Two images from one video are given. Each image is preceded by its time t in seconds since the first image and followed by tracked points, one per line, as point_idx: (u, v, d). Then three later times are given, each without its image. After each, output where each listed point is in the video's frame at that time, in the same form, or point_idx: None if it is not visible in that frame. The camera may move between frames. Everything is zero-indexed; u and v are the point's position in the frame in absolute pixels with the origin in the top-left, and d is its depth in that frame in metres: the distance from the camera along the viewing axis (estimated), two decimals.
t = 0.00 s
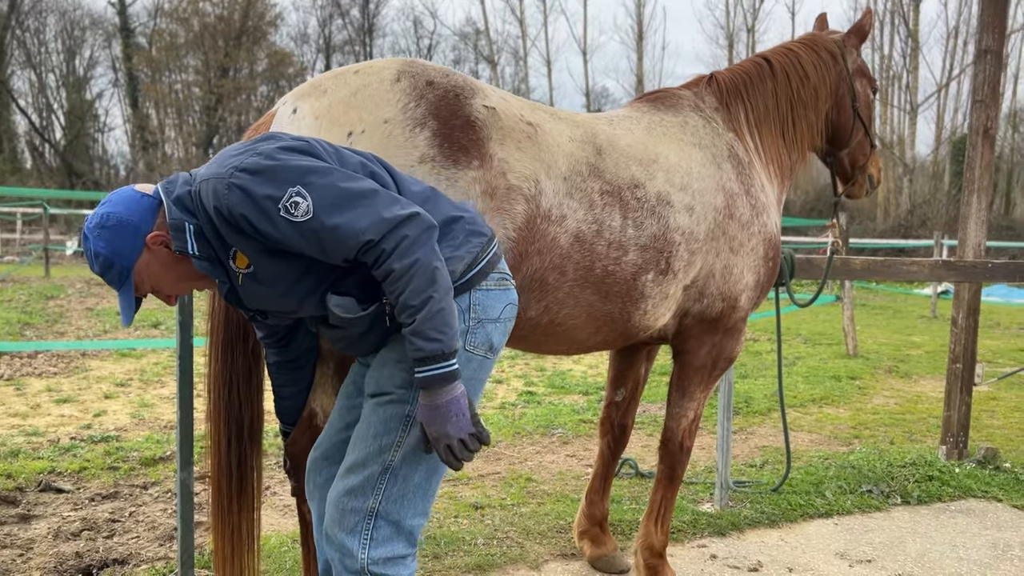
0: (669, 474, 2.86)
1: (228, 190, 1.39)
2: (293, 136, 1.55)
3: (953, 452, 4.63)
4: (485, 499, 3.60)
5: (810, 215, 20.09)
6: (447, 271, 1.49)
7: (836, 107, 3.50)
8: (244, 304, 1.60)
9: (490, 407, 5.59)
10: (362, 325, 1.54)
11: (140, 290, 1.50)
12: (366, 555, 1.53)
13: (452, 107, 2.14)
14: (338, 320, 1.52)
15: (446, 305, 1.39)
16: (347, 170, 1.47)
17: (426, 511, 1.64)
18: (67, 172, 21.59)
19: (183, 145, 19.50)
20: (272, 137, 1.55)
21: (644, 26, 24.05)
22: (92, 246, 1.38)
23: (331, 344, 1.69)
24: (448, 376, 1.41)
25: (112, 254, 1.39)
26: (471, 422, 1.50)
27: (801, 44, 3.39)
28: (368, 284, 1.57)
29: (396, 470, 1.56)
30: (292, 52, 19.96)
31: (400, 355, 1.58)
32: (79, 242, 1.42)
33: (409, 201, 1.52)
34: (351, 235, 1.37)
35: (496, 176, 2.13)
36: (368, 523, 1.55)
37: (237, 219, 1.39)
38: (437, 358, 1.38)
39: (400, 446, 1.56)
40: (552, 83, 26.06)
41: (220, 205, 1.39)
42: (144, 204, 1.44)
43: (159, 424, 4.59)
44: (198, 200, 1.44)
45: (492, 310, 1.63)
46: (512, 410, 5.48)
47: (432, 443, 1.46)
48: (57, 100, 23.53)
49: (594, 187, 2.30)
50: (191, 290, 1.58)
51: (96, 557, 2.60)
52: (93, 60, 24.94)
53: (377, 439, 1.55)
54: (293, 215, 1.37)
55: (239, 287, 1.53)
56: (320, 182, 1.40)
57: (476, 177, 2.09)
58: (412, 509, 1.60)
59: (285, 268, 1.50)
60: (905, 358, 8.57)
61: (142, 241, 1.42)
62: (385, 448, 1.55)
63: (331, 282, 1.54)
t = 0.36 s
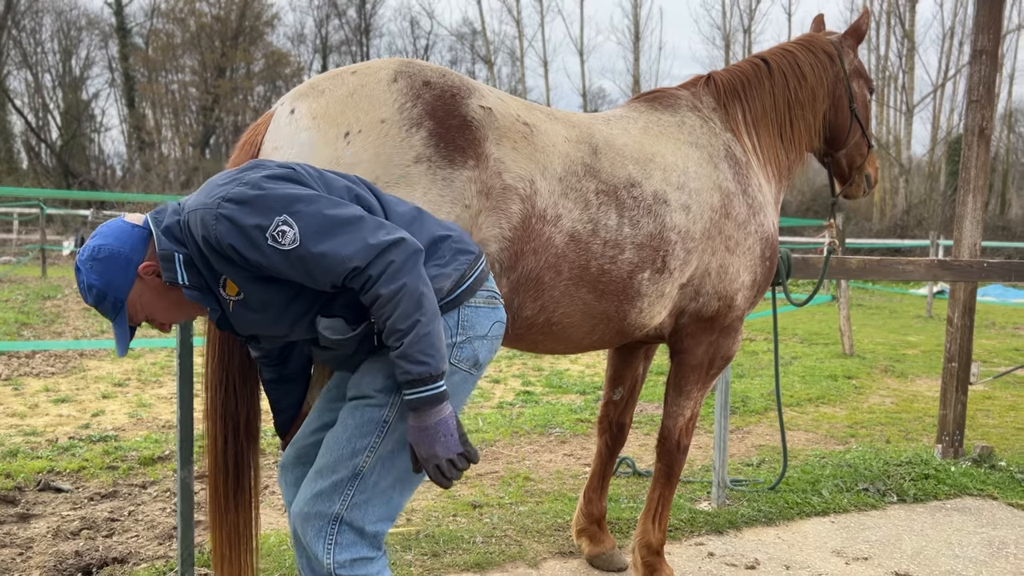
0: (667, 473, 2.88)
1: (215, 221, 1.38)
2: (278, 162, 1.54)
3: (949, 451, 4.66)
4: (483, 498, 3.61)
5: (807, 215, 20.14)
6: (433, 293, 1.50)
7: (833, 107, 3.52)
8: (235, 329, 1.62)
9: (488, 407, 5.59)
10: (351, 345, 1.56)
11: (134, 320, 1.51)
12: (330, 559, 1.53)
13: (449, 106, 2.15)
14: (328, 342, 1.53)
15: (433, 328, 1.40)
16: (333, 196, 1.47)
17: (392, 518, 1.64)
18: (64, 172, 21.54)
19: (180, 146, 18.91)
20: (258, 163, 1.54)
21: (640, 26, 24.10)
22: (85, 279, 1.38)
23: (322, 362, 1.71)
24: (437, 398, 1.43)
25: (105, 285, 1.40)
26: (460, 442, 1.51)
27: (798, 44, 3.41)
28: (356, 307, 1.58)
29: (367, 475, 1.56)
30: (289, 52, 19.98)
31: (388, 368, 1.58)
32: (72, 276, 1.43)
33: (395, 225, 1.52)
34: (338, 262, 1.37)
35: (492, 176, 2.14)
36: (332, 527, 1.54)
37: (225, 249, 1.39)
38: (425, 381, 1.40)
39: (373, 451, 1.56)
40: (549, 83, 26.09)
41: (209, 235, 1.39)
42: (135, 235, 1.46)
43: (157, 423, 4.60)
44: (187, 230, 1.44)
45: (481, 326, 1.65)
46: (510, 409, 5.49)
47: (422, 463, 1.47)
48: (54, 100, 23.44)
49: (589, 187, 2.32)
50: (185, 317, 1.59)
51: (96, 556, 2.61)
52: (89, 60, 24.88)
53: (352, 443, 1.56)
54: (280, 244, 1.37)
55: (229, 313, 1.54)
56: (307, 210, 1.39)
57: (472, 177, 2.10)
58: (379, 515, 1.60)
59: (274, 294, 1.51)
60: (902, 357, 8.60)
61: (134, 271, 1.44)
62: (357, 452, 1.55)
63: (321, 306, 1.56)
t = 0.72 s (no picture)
0: (666, 473, 2.88)
1: (204, 221, 1.38)
2: (263, 159, 1.54)
3: (948, 451, 4.66)
4: (483, 498, 3.61)
5: (806, 215, 20.16)
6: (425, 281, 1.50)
7: (833, 108, 3.52)
8: (230, 328, 1.61)
9: (487, 407, 5.60)
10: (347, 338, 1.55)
11: (127, 322, 1.51)
12: (340, 551, 1.53)
13: (446, 106, 2.15)
14: (323, 337, 1.53)
15: (427, 316, 1.40)
16: (320, 190, 1.47)
17: (400, 508, 1.64)
18: (62, 172, 21.52)
19: (179, 147, 18.86)
20: (243, 161, 1.54)
21: (639, 26, 24.12)
22: (76, 282, 1.38)
23: (319, 356, 1.70)
24: (435, 384, 1.42)
25: (97, 288, 1.39)
26: (460, 427, 1.50)
27: (797, 45, 3.41)
28: (349, 299, 1.57)
29: (373, 466, 1.57)
30: (288, 53, 19.98)
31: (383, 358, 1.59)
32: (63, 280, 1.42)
33: (383, 216, 1.52)
34: (328, 256, 1.38)
35: (489, 176, 2.14)
36: (341, 519, 1.55)
37: (215, 248, 1.39)
38: (422, 368, 1.40)
39: (378, 443, 1.56)
40: (547, 83, 26.10)
41: (198, 235, 1.38)
42: (124, 237, 1.46)
43: (157, 424, 4.59)
44: (176, 231, 1.44)
45: (474, 313, 1.65)
46: (509, 409, 5.49)
47: (424, 450, 1.46)
48: (53, 100, 23.42)
49: (587, 187, 2.32)
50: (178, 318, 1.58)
51: (96, 556, 2.61)
52: (88, 60, 24.85)
53: (356, 436, 1.56)
54: (270, 240, 1.37)
55: (223, 312, 1.54)
56: (294, 206, 1.39)
57: (469, 177, 2.10)
58: (387, 505, 1.61)
59: (267, 290, 1.50)
60: (901, 357, 8.61)
61: (125, 273, 1.44)
62: (362, 445, 1.56)
63: (315, 300, 1.55)
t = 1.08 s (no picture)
0: (664, 474, 2.88)
1: (195, 232, 1.38)
2: (253, 171, 1.55)
3: (947, 451, 4.67)
4: (482, 499, 3.61)
5: (806, 216, 20.16)
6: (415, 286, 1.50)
7: (832, 110, 3.52)
8: (226, 339, 1.61)
9: (486, 408, 5.60)
10: (341, 345, 1.55)
11: (126, 335, 1.52)
12: (331, 552, 1.53)
13: (444, 108, 2.15)
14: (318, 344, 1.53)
15: (417, 318, 1.39)
16: (309, 198, 1.47)
17: (392, 509, 1.64)
18: (62, 173, 21.52)
19: (178, 147, 18.86)
20: (234, 174, 1.54)
21: (639, 26, 24.12)
22: (75, 297, 1.38)
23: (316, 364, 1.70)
24: (426, 387, 1.42)
25: (95, 303, 1.40)
26: (452, 428, 1.50)
27: (796, 47, 3.42)
28: (343, 306, 1.57)
29: (364, 467, 1.57)
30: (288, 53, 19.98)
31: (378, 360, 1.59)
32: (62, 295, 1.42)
33: (372, 222, 1.52)
34: (317, 262, 1.38)
35: (487, 177, 2.14)
36: (332, 520, 1.55)
37: (207, 259, 1.39)
38: (412, 371, 1.39)
39: (369, 444, 1.57)
40: (547, 83, 26.10)
41: (190, 248, 1.39)
42: (122, 251, 1.46)
43: (156, 424, 4.60)
44: (169, 245, 1.44)
45: (468, 316, 1.65)
46: (508, 409, 5.50)
47: (417, 453, 1.46)
48: (53, 100, 23.41)
49: (585, 188, 2.32)
50: (176, 331, 1.59)
51: (95, 557, 2.61)
52: (88, 60, 24.85)
53: (347, 437, 1.56)
54: (259, 249, 1.37)
55: (218, 324, 1.53)
56: (282, 214, 1.39)
57: (467, 179, 2.10)
58: (378, 506, 1.61)
59: (260, 299, 1.51)
60: (900, 357, 8.62)
61: (122, 287, 1.44)
62: (353, 446, 1.56)
63: (308, 308, 1.55)
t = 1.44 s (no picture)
0: (662, 475, 2.89)
1: (188, 234, 1.38)
2: (246, 171, 1.55)
3: (946, 451, 4.67)
4: (480, 499, 3.61)
5: (805, 216, 20.17)
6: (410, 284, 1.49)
7: (830, 111, 3.53)
8: (223, 339, 1.62)
9: (486, 408, 5.61)
10: (336, 344, 1.56)
11: (122, 337, 1.51)
12: (329, 550, 1.53)
13: (441, 108, 2.16)
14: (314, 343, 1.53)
15: (410, 318, 1.39)
16: (301, 198, 1.47)
17: (390, 507, 1.65)
18: (62, 173, 21.53)
19: (178, 146, 18.89)
20: (227, 174, 1.54)
21: (638, 26, 24.09)
22: (72, 298, 1.40)
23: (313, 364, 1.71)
24: (420, 386, 1.42)
25: (91, 304, 1.41)
26: (446, 428, 1.49)
27: (795, 48, 3.42)
28: (338, 304, 1.58)
29: (362, 466, 1.57)
30: (287, 53, 19.99)
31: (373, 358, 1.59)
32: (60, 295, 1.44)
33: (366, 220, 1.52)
34: (310, 263, 1.38)
35: (484, 177, 2.14)
36: (330, 518, 1.55)
37: (201, 261, 1.39)
38: (406, 371, 1.39)
39: (367, 443, 1.57)
40: (547, 84, 26.10)
41: (183, 250, 1.39)
42: (118, 253, 1.47)
43: (155, 425, 4.60)
44: (164, 247, 1.44)
45: (464, 313, 1.65)
46: (507, 410, 5.50)
47: (410, 452, 1.46)
48: (52, 100, 23.40)
49: (582, 188, 2.33)
50: (174, 333, 1.59)
51: (93, 558, 2.61)
52: (87, 60, 24.84)
53: (345, 435, 1.57)
54: (252, 250, 1.37)
55: (214, 324, 1.54)
56: (274, 215, 1.39)
57: (464, 178, 2.10)
58: (376, 504, 1.61)
59: (255, 299, 1.51)
60: (900, 357, 8.62)
61: (119, 288, 1.45)
62: (351, 444, 1.56)
63: (303, 307, 1.55)
